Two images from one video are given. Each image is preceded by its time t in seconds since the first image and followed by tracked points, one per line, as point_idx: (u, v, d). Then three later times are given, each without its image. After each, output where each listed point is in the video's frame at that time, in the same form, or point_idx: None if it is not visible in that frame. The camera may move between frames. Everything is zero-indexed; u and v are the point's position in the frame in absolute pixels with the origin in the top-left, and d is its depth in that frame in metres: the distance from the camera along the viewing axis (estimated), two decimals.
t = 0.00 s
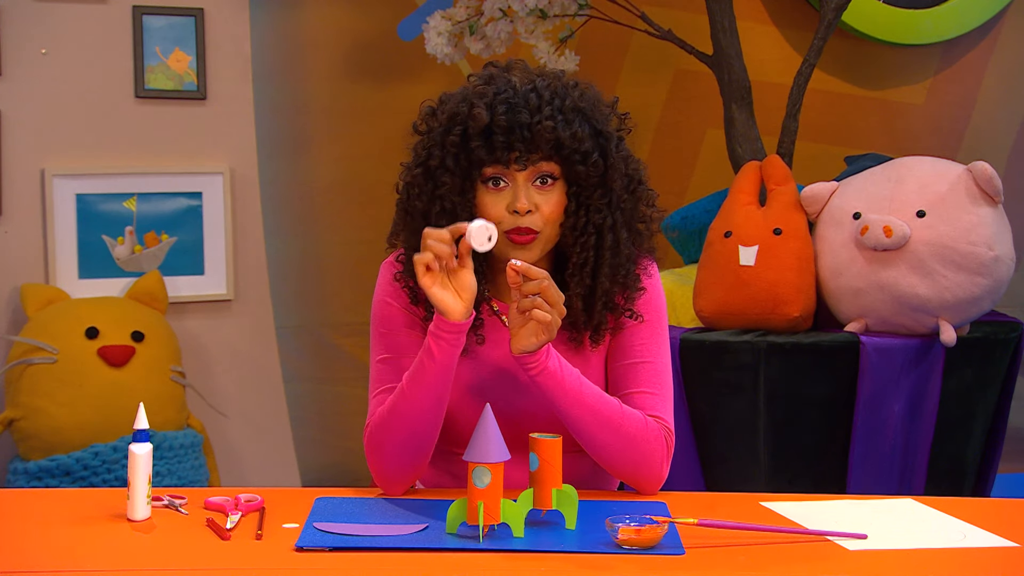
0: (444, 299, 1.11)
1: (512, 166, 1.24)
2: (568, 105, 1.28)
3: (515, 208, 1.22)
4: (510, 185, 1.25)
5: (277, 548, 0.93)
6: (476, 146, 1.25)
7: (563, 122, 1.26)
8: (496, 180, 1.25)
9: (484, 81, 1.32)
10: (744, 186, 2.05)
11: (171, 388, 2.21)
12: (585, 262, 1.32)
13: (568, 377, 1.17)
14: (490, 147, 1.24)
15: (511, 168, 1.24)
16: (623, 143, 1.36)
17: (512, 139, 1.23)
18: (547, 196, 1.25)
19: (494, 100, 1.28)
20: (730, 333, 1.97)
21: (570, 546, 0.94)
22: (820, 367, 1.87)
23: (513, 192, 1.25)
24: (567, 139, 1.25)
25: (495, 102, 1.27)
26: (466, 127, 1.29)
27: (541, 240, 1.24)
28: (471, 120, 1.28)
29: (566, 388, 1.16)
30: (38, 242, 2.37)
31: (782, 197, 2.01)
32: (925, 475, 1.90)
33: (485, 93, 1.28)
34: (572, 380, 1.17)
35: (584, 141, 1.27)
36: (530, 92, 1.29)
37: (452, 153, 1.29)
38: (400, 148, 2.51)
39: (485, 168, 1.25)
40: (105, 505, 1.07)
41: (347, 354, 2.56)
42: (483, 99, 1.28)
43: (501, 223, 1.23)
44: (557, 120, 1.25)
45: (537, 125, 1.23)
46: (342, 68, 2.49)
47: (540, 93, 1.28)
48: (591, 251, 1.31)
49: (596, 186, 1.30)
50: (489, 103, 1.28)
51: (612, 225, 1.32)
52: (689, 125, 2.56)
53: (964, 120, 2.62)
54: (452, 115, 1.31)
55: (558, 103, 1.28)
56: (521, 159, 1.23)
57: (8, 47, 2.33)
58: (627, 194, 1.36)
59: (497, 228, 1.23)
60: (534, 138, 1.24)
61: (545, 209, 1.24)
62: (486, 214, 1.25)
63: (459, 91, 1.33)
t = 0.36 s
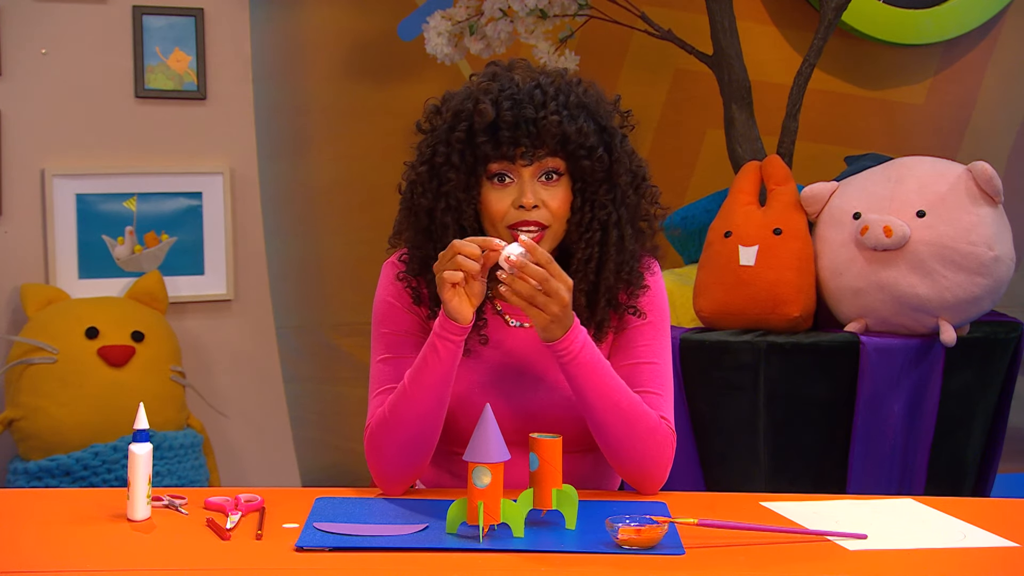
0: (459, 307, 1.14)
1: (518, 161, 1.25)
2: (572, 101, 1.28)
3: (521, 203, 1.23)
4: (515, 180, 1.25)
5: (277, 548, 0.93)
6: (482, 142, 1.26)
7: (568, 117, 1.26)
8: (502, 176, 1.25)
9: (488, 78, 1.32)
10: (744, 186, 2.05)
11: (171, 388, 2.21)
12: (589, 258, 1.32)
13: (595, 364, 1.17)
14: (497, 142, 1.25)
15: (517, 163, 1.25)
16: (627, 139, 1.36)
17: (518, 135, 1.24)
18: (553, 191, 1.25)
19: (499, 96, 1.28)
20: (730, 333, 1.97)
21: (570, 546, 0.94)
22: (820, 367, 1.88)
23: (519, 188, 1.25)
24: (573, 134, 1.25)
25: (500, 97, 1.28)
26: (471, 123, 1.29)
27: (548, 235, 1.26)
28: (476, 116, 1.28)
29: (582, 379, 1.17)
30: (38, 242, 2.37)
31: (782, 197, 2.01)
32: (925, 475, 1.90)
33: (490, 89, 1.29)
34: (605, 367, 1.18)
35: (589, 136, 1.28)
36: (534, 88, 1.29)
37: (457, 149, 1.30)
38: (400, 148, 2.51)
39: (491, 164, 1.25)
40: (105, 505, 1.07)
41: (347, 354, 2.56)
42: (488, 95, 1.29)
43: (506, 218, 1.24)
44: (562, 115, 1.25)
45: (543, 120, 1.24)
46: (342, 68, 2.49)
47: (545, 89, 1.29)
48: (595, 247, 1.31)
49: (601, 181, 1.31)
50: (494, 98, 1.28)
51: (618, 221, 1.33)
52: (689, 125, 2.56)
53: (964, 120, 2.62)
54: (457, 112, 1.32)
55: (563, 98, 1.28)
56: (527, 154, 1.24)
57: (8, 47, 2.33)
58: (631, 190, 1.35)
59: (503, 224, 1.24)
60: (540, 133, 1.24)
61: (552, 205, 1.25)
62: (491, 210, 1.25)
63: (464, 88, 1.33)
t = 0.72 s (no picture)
0: (464, 302, 1.14)
1: (524, 160, 1.25)
2: (578, 100, 1.29)
3: (528, 202, 1.22)
4: (521, 178, 1.25)
5: (277, 548, 0.93)
6: (489, 140, 1.26)
7: (576, 117, 1.26)
8: (508, 176, 1.25)
9: (494, 76, 1.32)
10: (744, 186, 2.05)
11: (171, 388, 2.21)
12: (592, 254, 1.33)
13: (604, 357, 1.18)
14: (504, 141, 1.25)
15: (524, 163, 1.25)
16: (631, 138, 1.37)
17: (525, 134, 1.24)
18: (558, 190, 1.24)
19: (506, 95, 1.28)
20: (730, 333, 1.97)
21: (570, 546, 0.94)
22: (820, 367, 1.88)
23: (525, 186, 1.25)
24: (579, 134, 1.26)
25: (507, 96, 1.28)
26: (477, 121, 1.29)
27: (554, 237, 1.23)
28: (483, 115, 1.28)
29: (590, 373, 1.18)
30: (39, 242, 2.37)
31: (782, 197, 2.01)
32: (925, 475, 1.90)
33: (497, 88, 1.29)
34: (616, 362, 1.19)
35: (595, 135, 1.28)
36: (541, 87, 1.29)
37: (464, 148, 1.30)
38: (400, 147, 2.51)
39: (498, 162, 1.25)
40: (105, 505, 1.07)
41: (347, 354, 2.56)
42: (495, 93, 1.29)
43: (512, 218, 1.23)
44: (569, 114, 1.26)
45: (550, 120, 1.24)
46: (342, 68, 2.49)
47: (551, 89, 1.29)
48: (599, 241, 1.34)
49: (607, 180, 1.32)
50: (501, 98, 1.28)
51: (621, 219, 1.35)
52: (689, 125, 2.56)
53: (964, 120, 2.62)
54: (463, 110, 1.32)
55: (569, 98, 1.28)
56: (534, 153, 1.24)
57: (8, 47, 2.33)
58: (635, 188, 1.37)
59: (509, 223, 1.23)
60: (547, 132, 1.24)
61: (557, 204, 1.23)
62: (498, 208, 1.24)
63: (470, 88, 1.33)
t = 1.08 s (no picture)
0: (462, 302, 1.14)
1: (527, 167, 1.25)
2: (587, 110, 1.28)
3: (528, 209, 1.23)
4: (523, 183, 1.26)
5: (277, 548, 0.93)
6: (494, 145, 1.25)
7: (583, 127, 1.26)
8: (510, 179, 1.26)
9: (505, 78, 1.30)
10: (744, 186, 2.05)
11: (171, 387, 2.21)
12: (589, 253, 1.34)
13: (605, 357, 1.18)
14: (509, 146, 1.24)
15: (527, 169, 1.25)
16: (636, 147, 1.36)
17: (531, 142, 1.23)
18: (561, 197, 1.25)
19: (515, 100, 1.26)
20: (730, 333, 1.97)
21: (570, 546, 0.94)
22: (820, 367, 1.88)
23: (527, 190, 1.26)
24: (585, 146, 1.25)
25: (517, 102, 1.26)
26: (484, 123, 1.28)
27: (551, 242, 1.25)
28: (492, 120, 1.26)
29: (590, 372, 1.18)
30: (39, 242, 2.37)
31: (782, 197, 2.01)
32: (925, 475, 1.90)
33: (507, 91, 1.27)
34: (614, 361, 1.19)
35: (601, 147, 1.28)
36: (550, 93, 1.28)
37: (469, 149, 1.28)
38: (401, 148, 2.51)
39: (501, 167, 1.26)
40: (105, 505, 1.07)
41: (347, 354, 2.56)
42: (504, 96, 1.27)
43: (512, 220, 1.25)
44: (577, 125, 1.25)
45: (558, 130, 1.23)
46: (342, 68, 2.48)
47: (560, 95, 1.28)
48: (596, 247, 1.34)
49: (609, 189, 1.32)
50: (510, 102, 1.26)
51: (622, 227, 1.34)
52: (689, 125, 2.56)
53: (964, 120, 2.63)
54: (472, 110, 1.30)
55: (578, 107, 1.27)
56: (538, 162, 1.23)
57: (8, 47, 2.33)
58: (637, 197, 1.36)
59: (507, 225, 1.25)
60: (553, 141, 1.24)
61: (558, 211, 1.24)
62: (497, 211, 1.26)
63: (480, 86, 1.32)
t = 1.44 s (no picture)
0: (462, 303, 1.14)
1: (527, 165, 1.24)
2: (585, 107, 1.27)
3: (528, 207, 1.22)
4: (523, 182, 1.24)
5: (277, 548, 0.93)
6: (493, 142, 1.25)
7: (581, 124, 1.25)
8: (511, 179, 1.25)
9: (503, 76, 1.31)
10: (744, 186, 2.05)
11: (171, 387, 2.22)
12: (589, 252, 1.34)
13: (607, 356, 1.18)
14: (508, 144, 1.24)
15: (527, 167, 1.24)
16: (636, 144, 1.36)
17: (530, 139, 1.23)
18: (560, 195, 1.24)
19: (513, 98, 1.26)
20: (730, 333, 1.97)
21: (570, 546, 0.94)
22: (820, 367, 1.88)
23: (526, 189, 1.24)
24: (583, 142, 1.25)
25: (516, 100, 1.26)
26: (483, 121, 1.28)
27: (552, 239, 1.24)
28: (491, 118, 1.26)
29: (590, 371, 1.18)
30: (38, 242, 2.37)
31: (782, 197, 2.01)
32: (925, 476, 1.90)
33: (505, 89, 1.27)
34: (616, 360, 1.19)
35: (599, 143, 1.27)
36: (548, 90, 1.28)
37: (468, 148, 1.28)
38: (400, 147, 2.51)
39: (501, 166, 1.25)
40: (105, 505, 1.07)
41: (346, 354, 2.56)
42: (503, 94, 1.27)
43: (512, 219, 1.23)
44: (575, 122, 1.24)
45: (556, 127, 1.23)
46: (341, 67, 2.48)
47: (558, 93, 1.28)
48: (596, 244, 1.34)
49: (608, 186, 1.32)
50: (508, 100, 1.27)
51: (621, 224, 1.34)
52: (689, 125, 2.56)
53: (964, 120, 2.63)
54: (470, 108, 1.30)
55: (576, 104, 1.27)
56: (538, 159, 1.23)
57: (8, 47, 2.33)
58: (637, 195, 1.36)
59: (507, 224, 1.24)
60: (552, 139, 1.23)
61: (557, 208, 1.23)
62: (498, 209, 1.25)
63: (478, 85, 1.32)
